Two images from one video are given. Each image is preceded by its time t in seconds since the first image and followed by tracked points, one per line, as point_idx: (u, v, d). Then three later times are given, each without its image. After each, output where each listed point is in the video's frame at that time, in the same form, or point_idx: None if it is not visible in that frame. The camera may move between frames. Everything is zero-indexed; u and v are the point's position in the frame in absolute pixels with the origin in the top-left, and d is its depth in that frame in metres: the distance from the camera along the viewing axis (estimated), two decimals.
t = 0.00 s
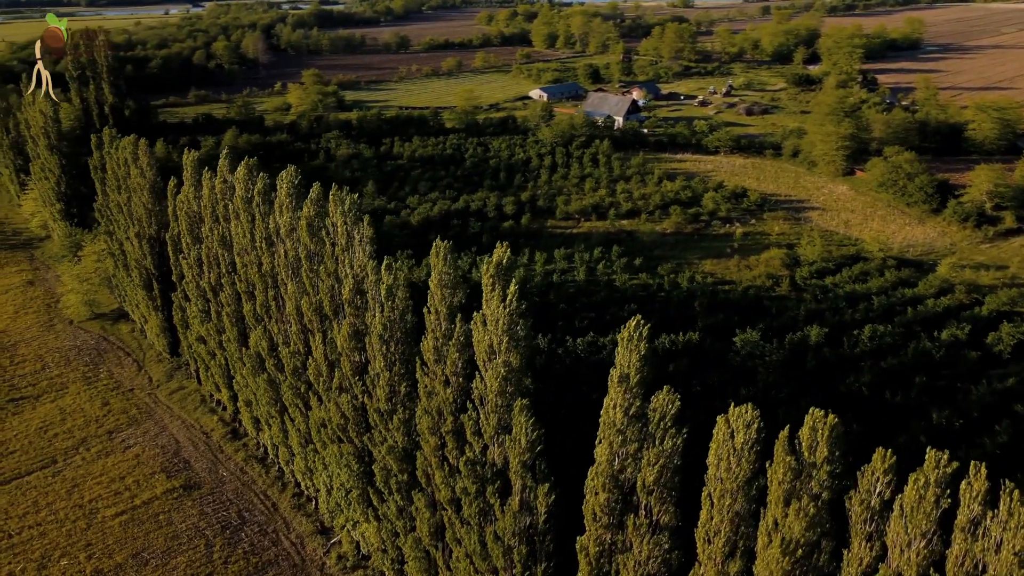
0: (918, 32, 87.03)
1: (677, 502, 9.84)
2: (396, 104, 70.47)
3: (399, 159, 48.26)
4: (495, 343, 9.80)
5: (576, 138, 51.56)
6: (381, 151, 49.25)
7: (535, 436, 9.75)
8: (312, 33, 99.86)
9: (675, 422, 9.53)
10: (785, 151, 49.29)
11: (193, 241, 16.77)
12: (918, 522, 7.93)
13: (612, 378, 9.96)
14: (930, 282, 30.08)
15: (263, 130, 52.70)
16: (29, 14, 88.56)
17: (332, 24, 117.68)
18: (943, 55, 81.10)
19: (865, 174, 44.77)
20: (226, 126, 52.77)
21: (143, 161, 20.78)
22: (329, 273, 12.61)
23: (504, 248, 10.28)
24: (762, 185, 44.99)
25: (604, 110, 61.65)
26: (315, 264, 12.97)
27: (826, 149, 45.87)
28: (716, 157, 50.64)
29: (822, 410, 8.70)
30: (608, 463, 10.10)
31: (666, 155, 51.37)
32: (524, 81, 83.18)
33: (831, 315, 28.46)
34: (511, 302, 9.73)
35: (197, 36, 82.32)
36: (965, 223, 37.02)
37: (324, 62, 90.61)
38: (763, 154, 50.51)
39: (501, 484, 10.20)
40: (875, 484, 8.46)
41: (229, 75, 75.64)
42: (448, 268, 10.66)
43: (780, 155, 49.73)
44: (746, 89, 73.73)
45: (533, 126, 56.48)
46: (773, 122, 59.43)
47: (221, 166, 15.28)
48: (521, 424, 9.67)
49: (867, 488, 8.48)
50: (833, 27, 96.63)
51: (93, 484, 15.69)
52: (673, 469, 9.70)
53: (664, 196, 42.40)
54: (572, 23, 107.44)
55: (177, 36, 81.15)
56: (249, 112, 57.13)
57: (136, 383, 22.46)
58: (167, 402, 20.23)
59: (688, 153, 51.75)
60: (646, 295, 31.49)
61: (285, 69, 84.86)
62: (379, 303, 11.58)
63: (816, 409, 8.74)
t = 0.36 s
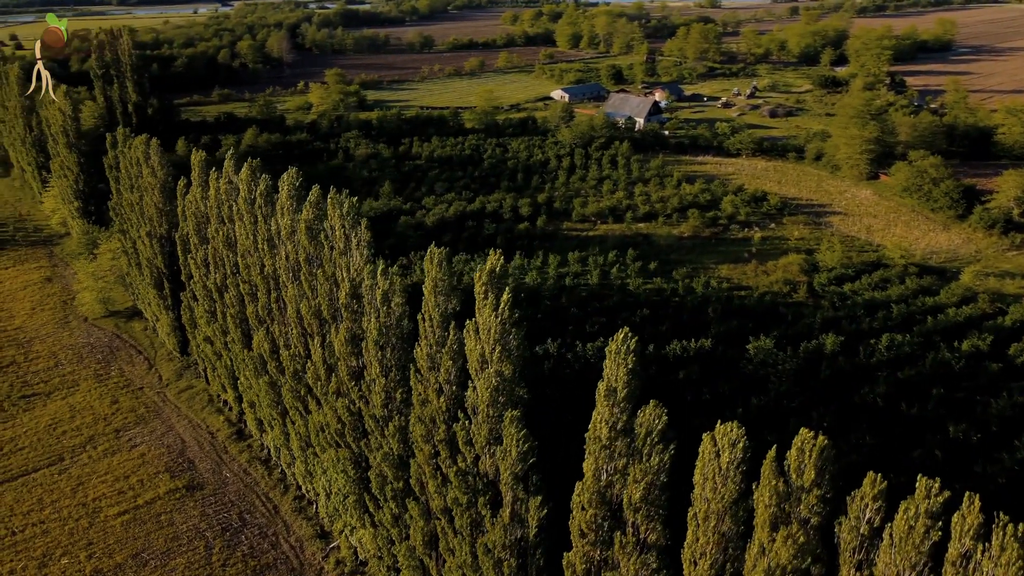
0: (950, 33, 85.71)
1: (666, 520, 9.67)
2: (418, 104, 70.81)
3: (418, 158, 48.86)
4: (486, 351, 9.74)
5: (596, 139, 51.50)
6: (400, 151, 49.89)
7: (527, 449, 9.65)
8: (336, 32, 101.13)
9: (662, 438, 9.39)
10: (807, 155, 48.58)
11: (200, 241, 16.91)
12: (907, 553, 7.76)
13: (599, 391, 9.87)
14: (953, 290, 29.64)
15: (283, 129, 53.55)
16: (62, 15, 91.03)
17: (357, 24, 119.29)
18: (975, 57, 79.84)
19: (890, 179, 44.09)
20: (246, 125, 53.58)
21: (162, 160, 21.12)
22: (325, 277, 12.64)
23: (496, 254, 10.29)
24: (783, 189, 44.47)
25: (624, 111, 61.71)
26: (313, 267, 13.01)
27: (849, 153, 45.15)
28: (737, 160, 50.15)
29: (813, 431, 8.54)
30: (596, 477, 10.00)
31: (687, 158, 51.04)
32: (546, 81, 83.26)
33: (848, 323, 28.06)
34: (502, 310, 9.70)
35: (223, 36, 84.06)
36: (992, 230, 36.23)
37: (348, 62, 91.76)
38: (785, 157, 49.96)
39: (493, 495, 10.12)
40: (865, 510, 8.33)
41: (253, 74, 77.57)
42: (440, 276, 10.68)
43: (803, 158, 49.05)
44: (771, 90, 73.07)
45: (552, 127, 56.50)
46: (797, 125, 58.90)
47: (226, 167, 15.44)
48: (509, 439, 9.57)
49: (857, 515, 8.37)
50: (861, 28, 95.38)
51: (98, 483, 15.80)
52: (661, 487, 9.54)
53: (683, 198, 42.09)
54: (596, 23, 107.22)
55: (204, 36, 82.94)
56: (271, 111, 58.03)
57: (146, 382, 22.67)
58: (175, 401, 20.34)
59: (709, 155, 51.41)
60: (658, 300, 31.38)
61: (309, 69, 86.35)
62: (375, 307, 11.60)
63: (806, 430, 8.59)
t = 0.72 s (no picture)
0: (983, 34, 84.54)
1: (650, 539, 9.69)
2: (439, 104, 71.30)
3: (435, 159, 49.59)
4: (477, 361, 9.86)
5: (615, 141, 51.59)
6: (418, 151, 50.59)
7: (516, 461, 9.71)
8: (360, 33, 102.37)
9: (645, 454, 9.37)
10: (830, 158, 48.35)
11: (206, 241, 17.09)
12: None
13: (585, 404, 9.90)
14: (975, 300, 29.52)
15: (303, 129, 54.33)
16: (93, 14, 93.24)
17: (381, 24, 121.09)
18: (1007, 60, 78.78)
19: (915, 183, 43.99)
20: (266, 125, 54.28)
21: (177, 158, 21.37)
22: (323, 282, 12.81)
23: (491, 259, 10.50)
24: (804, 193, 44.21)
25: (646, 112, 61.53)
26: (312, 271, 13.20)
27: (873, 157, 44.95)
28: (758, 163, 49.95)
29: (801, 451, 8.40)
30: (581, 487, 10.09)
31: (707, 160, 50.95)
32: (568, 82, 83.37)
33: (864, 333, 27.92)
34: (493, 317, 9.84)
35: (249, 36, 86.01)
36: (1018, 237, 35.87)
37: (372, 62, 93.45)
38: (808, 161, 49.57)
39: (482, 507, 10.22)
40: (852, 538, 8.31)
41: (277, 74, 79.87)
42: (433, 284, 10.82)
43: (826, 162, 48.80)
44: (796, 92, 72.54)
45: (572, 128, 56.65)
46: (822, 127, 58.44)
47: (232, 168, 15.69)
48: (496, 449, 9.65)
49: (843, 542, 8.34)
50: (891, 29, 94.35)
51: (102, 481, 15.93)
52: (645, 504, 9.55)
53: (701, 202, 42.14)
54: (620, 23, 107.14)
55: (230, 34, 84.88)
56: (292, 110, 58.88)
57: (156, 380, 22.89)
58: (183, 401, 20.47)
59: (730, 158, 51.23)
60: (671, 305, 31.29)
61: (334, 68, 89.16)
62: (371, 312, 11.74)
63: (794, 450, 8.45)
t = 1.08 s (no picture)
0: (1016, 36, 83.68)
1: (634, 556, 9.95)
2: (461, 104, 72.00)
3: (453, 159, 50.14)
4: (465, 369, 10.27)
5: (635, 142, 51.77)
6: (437, 152, 51.17)
7: (503, 473, 10.14)
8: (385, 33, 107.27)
9: (628, 471, 9.65)
10: (854, 162, 48.83)
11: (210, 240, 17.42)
12: None
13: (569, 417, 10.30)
14: (999, 309, 29.28)
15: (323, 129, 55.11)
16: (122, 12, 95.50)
17: (407, 23, 127.51)
18: None
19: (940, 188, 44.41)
20: (285, 124, 55.10)
21: (187, 158, 21.59)
22: (321, 287, 13.33)
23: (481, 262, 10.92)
24: (826, 198, 44.46)
25: (667, 114, 61.51)
26: (310, 274, 13.69)
27: (898, 162, 45.38)
28: (780, 166, 50.70)
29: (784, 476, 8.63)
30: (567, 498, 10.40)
31: (729, 164, 51.40)
32: (591, 83, 83.69)
33: (881, 342, 27.63)
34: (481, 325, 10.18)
35: (276, 35, 92.23)
36: None
37: (394, 62, 97.72)
38: (831, 164, 50.25)
39: (470, 519, 10.65)
40: (833, 567, 8.45)
41: (301, 73, 84.13)
42: (424, 291, 11.26)
43: (850, 165, 49.37)
44: (822, 94, 72.14)
45: (591, 130, 56.88)
46: (846, 130, 58.18)
47: (236, 167, 16.05)
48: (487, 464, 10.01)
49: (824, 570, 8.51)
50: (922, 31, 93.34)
51: (106, 480, 16.11)
52: (630, 522, 9.85)
53: (719, 206, 42.31)
54: (645, 23, 107.18)
55: (255, 33, 92.28)
56: (312, 110, 59.69)
57: (165, 378, 23.14)
58: (190, 400, 20.61)
59: (752, 161, 51.85)
60: (684, 311, 31.18)
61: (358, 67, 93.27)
62: (365, 318, 12.27)
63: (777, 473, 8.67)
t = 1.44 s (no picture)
0: None
1: None
2: (482, 104, 72.42)
3: (471, 159, 50.36)
4: (453, 379, 10.69)
5: (654, 144, 51.66)
6: (455, 152, 51.45)
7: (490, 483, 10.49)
8: (410, 33, 108.93)
9: (609, 488, 9.81)
10: (878, 166, 48.48)
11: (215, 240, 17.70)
12: None
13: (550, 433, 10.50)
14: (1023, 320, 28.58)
15: (343, 129, 55.72)
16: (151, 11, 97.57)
17: (431, 23, 129.34)
18: None
19: (966, 194, 43.87)
20: (305, 124, 55.77)
21: (198, 158, 21.80)
22: (317, 292, 13.62)
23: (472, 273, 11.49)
24: (849, 202, 44.08)
25: (688, 116, 61.60)
26: (307, 277, 13.96)
27: (924, 166, 45.06)
28: (803, 170, 50.20)
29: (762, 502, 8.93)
30: (551, 512, 10.49)
31: (751, 166, 51.21)
32: (613, 84, 83.53)
33: (899, 351, 27.12)
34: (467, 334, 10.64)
35: (300, 33, 96.13)
36: None
37: (417, 62, 99.07)
38: (855, 168, 49.74)
39: (459, 532, 10.93)
40: None
41: (323, 72, 87.21)
42: (415, 299, 11.78)
43: (874, 169, 48.97)
44: (848, 96, 71.41)
45: (611, 131, 56.79)
46: (872, 133, 57.50)
47: (239, 168, 16.29)
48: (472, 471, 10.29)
49: None
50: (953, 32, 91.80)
51: (110, 479, 16.45)
52: (611, 542, 9.94)
53: (739, 210, 42.03)
54: (670, 24, 106.80)
55: (281, 32, 95.68)
56: (332, 109, 60.21)
57: (175, 377, 23.36)
58: (198, 400, 20.78)
59: (773, 164, 51.45)
60: (698, 316, 30.77)
61: (380, 67, 95.01)
62: (360, 323, 12.54)
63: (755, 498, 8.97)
